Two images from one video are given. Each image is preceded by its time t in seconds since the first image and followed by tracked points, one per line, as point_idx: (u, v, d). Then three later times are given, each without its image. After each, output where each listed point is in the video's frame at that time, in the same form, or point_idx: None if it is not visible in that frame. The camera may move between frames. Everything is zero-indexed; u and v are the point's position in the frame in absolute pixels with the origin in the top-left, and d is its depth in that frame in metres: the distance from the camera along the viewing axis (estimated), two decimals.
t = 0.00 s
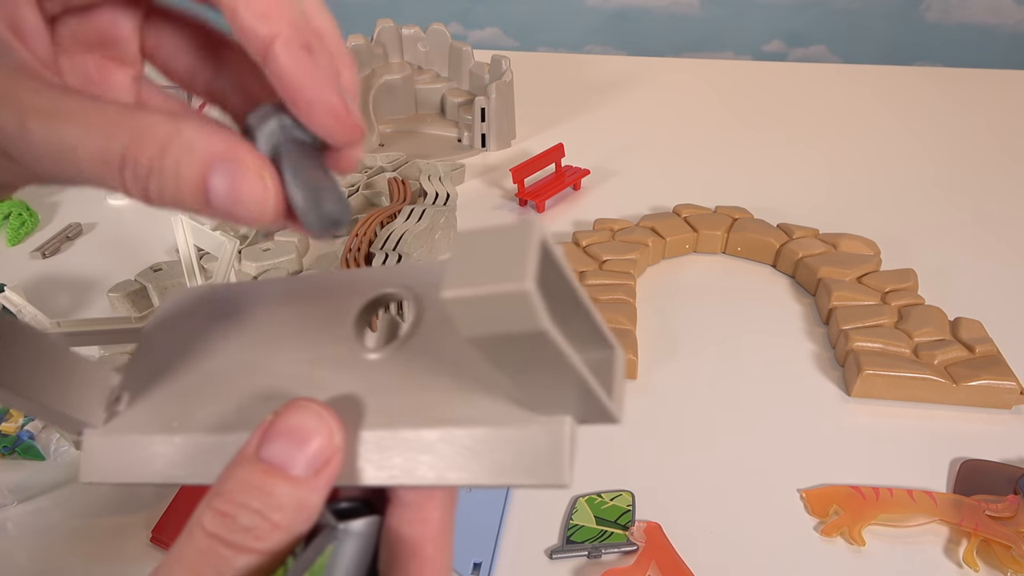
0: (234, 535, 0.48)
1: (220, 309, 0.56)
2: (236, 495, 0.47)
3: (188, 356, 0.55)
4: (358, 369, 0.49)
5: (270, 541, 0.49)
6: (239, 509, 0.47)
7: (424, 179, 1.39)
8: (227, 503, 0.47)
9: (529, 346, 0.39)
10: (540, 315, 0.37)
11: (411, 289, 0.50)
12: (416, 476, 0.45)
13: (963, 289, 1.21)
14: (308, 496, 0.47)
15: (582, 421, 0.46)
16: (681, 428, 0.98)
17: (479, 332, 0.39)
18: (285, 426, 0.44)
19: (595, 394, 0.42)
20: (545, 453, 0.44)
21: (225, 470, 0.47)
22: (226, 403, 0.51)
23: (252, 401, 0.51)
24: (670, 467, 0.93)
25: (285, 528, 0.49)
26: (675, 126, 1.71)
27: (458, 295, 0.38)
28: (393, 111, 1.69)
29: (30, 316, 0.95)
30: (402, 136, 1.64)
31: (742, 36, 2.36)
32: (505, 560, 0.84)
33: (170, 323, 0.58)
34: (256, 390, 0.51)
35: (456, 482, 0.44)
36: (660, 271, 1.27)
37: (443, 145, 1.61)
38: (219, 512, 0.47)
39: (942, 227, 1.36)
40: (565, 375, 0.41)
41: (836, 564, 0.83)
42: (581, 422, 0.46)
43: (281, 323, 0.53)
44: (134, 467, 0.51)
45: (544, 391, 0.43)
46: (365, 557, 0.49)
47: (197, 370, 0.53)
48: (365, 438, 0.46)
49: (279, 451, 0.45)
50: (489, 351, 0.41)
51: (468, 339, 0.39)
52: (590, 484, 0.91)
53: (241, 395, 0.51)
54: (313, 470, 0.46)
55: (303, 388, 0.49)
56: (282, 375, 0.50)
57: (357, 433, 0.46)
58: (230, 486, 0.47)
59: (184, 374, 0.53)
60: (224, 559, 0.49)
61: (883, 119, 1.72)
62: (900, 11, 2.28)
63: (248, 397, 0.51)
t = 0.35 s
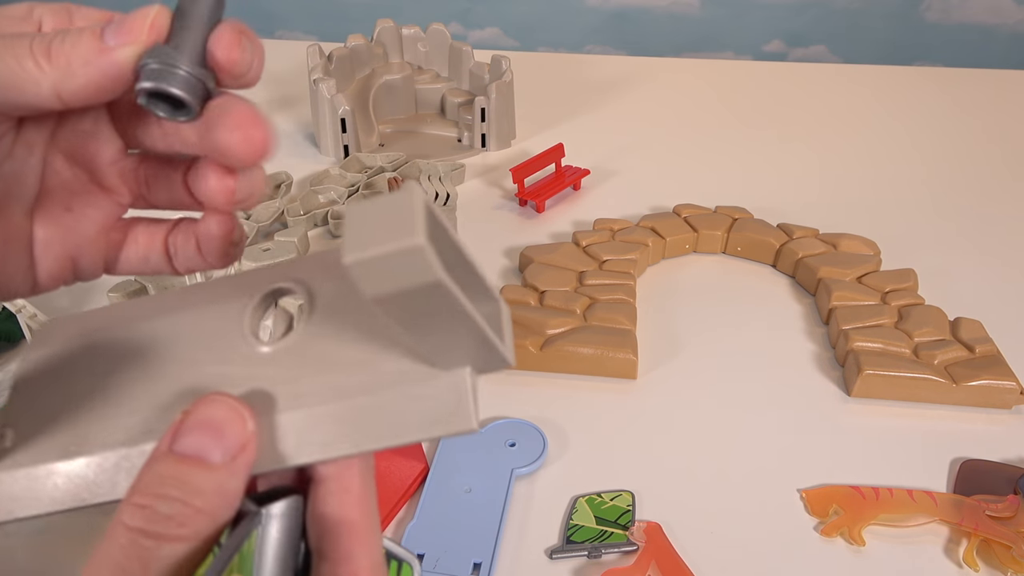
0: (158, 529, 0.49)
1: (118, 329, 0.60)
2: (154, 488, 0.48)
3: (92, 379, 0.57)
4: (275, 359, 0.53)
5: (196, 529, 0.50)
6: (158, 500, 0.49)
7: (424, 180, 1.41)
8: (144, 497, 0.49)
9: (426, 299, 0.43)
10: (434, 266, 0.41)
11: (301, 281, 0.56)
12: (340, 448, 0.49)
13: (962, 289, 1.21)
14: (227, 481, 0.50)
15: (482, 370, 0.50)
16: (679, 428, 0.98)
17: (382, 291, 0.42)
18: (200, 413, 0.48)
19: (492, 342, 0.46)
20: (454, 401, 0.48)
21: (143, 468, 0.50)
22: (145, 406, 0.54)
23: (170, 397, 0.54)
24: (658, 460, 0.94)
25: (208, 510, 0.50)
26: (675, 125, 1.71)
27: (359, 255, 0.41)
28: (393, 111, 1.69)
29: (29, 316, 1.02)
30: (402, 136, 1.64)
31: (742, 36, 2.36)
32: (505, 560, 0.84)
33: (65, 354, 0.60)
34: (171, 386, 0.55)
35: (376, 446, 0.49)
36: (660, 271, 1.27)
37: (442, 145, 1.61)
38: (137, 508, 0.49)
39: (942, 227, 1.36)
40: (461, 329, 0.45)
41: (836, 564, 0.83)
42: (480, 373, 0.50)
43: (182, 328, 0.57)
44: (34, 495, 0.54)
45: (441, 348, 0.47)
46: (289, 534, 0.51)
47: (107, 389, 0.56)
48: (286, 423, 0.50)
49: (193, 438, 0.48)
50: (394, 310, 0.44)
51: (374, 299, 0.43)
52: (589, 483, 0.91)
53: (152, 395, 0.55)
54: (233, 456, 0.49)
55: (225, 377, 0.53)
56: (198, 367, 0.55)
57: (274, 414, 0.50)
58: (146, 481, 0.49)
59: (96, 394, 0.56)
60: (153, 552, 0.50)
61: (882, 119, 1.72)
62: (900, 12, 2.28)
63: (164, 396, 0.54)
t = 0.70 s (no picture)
0: (90, 491, 0.48)
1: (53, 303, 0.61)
2: (85, 451, 0.48)
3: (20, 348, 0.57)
4: (237, 322, 0.53)
5: (131, 492, 0.50)
6: (86, 462, 0.48)
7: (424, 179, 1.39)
8: (73, 460, 0.48)
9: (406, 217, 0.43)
10: (417, 175, 0.42)
11: (275, 259, 0.57)
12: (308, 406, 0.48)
13: (962, 289, 1.21)
14: (164, 437, 0.50)
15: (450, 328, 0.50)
16: (678, 428, 0.98)
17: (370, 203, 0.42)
18: (131, 370, 0.48)
19: (463, 281, 0.47)
20: (422, 355, 0.48)
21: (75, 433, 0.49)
22: (73, 370, 0.55)
23: (101, 360, 0.55)
24: (657, 458, 0.94)
25: (142, 471, 0.50)
26: (675, 125, 1.71)
27: (342, 161, 0.41)
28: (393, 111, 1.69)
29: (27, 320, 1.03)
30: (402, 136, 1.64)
31: (742, 37, 2.36)
32: (505, 560, 0.84)
33: None
34: (104, 352, 0.56)
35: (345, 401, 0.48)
36: (660, 271, 1.27)
37: (442, 145, 1.60)
38: (66, 472, 0.48)
39: (942, 227, 1.36)
40: (434, 260, 0.46)
41: (836, 564, 0.83)
42: (448, 331, 0.50)
43: (122, 305, 0.59)
44: None
45: (412, 288, 0.47)
46: (233, 506, 0.57)
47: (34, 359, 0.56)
48: (258, 374, 0.49)
49: (126, 396, 0.48)
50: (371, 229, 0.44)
51: (354, 212, 0.42)
52: (589, 484, 0.91)
53: (83, 359, 0.55)
54: (169, 412, 0.49)
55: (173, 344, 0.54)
56: (136, 332, 0.56)
57: (233, 371, 0.50)
58: (76, 443, 0.48)
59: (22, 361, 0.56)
60: (83, 516, 0.49)
61: (883, 119, 1.72)
62: (899, 12, 2.28)
63: (97, 362, 0.55)
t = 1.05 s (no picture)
0: (72, 497, 0.48)
1: (35, 306, 0.60)
2: (63, 458, 0.47)
3: None
4: (226, 322, 0.54)
5: (113, 496, 0.49)
6: (67, 469, 0.47)
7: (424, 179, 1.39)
8: (53, 467, 0.47)
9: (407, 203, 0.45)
10: (422, 162, 0.44)
11: (258, 261, 0.58)
12: (301, 398, 0.50)
13: (962, 289, 1.21)
14: (148, 439, 0.48)
15: (439, 321, 0.52)
16: (678, 428, 0.98)
17: (373, 188, 0.44)
18: (106, 374, 0.47)
19: (456, 273, 0.49)
20: (414, 346, 0.50)
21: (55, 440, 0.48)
22: (52, 375, 0.54)
23: (84, 361, 0.54)
24: (657, 459, 0.94)
25: (124, 476, 0.49)
26: (675, 125, 1.71)
27: (350, 145, 0.42)
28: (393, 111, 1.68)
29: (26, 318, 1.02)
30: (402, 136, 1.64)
31: (742, 36, 2.36)
32: (505, 561, 0.84)
33: None
34: (84, 354, 0.55)
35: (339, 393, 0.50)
36: (660, 271, 1.27)
37: (442, 145, 1.60)
38: (47, 479, 0.47)
39: (941, 227, 1.36)
40: (429, 250, 0.48)
41: (836, 564, 0.83)
42: (438, 323, 0.52)
43: (113, 302, 0.58)
44: None
45: (406, 279, 0.49)
46: (220, 505, 0.54)
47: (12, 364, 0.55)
48: (253, 371, 0.50)
49: (104, 401, 0.47)
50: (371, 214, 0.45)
51: (357, 193, 0.44)
52: (589, 484, 0.91)
53: (67, 359, 0.55)
54: (149, 414, 0.48)
55: (156, 346, 0.53)
56: (121, 333, 0.55)
57: (225, 371, 0.50)
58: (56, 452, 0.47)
59: None
60: (67, 522, 0.49)
61: (882, 118, 1.72)
62: (899, 12, 2.28)
63: (81, 365, 0.54)
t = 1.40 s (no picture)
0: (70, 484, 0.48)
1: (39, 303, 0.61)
2: (64, 446, 0.47)
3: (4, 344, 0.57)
4: (228, 314, 0.54)
5: (111, 484, 0.50)
6: (67, 456, 0.47)
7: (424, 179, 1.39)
8: (53, 454, 0.47)
9: (389, 186, 0.44)
10: (399, 146, 0.43)
11: (269, 256, 0.58)
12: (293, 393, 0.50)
13: (962, 289, 1.22)
14: (148, 429, 0.49)
15: (435, 315, 0.51)
16: (679, 428, 0.98)
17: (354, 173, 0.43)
18: (111, 365, 0.48)
19: (447, 262, 0.49)
20: (407, 339, 0.50)
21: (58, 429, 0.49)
22: (57, 365, 0.55)
23: (87, 353, 0.55)
24: (657, 460, 0.94)
25: (124, 465, 0.49)
26: (675, 125, 1.71)
27: (329, 130, 0.42)
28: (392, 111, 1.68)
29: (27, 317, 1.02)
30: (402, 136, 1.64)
31: (742, 36, 2.36)
32: (505, 561, 0.84)
33: None
34: (89, 344, 0.56)
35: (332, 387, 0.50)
36: (660, 271, 1.27)
37: (442, 145, 1.60)
38: (48, 466, 0.48)
39: (941, 227, 1.36)
40: (418, 238, 0.47)
41: (836, 564, 0.83)
42: (436, 319, 0.52)
43: (119, 299, 0.60)
44: None
45: (397, 268, 0.49)
46: (212, 494, 0.54)
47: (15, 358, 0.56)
48: (245, 361, 0.50)
49: (107, 391, 0.48)
50: (354, 200, 0.45)
51: (340, 179, 0.43)
52: (590, 484, 0.91)
53: (71, 350, 0.56)
54: (151, 406, 0.49)
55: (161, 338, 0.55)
56: (126, 327, 0.56)
57: (221, 361, 0.51)
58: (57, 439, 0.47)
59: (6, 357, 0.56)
60: (63, 508, 0.49)
61: (883, 118, 1.72)
62: (899, 12, 2.28)
63: (85, 356, 0.55)
